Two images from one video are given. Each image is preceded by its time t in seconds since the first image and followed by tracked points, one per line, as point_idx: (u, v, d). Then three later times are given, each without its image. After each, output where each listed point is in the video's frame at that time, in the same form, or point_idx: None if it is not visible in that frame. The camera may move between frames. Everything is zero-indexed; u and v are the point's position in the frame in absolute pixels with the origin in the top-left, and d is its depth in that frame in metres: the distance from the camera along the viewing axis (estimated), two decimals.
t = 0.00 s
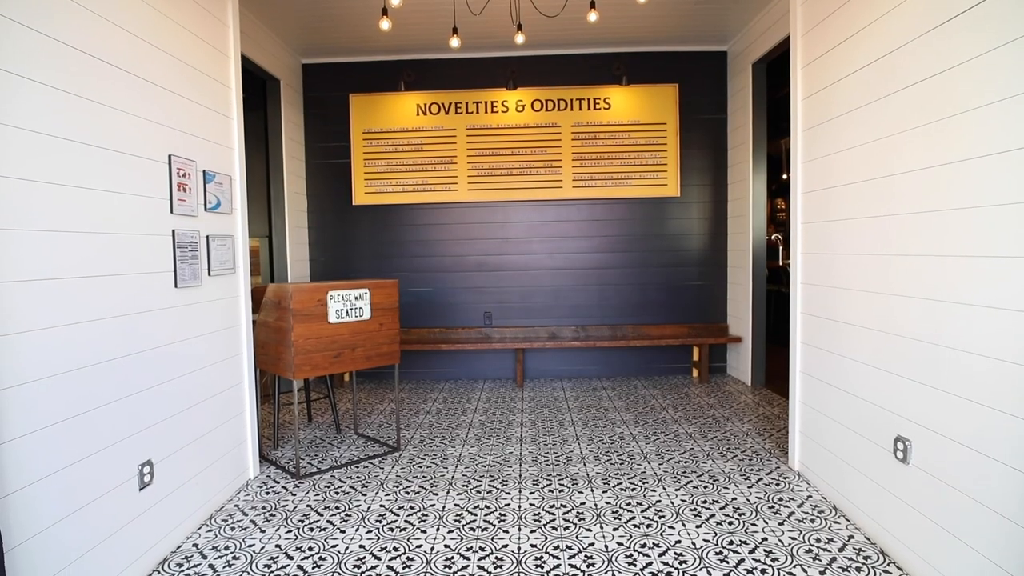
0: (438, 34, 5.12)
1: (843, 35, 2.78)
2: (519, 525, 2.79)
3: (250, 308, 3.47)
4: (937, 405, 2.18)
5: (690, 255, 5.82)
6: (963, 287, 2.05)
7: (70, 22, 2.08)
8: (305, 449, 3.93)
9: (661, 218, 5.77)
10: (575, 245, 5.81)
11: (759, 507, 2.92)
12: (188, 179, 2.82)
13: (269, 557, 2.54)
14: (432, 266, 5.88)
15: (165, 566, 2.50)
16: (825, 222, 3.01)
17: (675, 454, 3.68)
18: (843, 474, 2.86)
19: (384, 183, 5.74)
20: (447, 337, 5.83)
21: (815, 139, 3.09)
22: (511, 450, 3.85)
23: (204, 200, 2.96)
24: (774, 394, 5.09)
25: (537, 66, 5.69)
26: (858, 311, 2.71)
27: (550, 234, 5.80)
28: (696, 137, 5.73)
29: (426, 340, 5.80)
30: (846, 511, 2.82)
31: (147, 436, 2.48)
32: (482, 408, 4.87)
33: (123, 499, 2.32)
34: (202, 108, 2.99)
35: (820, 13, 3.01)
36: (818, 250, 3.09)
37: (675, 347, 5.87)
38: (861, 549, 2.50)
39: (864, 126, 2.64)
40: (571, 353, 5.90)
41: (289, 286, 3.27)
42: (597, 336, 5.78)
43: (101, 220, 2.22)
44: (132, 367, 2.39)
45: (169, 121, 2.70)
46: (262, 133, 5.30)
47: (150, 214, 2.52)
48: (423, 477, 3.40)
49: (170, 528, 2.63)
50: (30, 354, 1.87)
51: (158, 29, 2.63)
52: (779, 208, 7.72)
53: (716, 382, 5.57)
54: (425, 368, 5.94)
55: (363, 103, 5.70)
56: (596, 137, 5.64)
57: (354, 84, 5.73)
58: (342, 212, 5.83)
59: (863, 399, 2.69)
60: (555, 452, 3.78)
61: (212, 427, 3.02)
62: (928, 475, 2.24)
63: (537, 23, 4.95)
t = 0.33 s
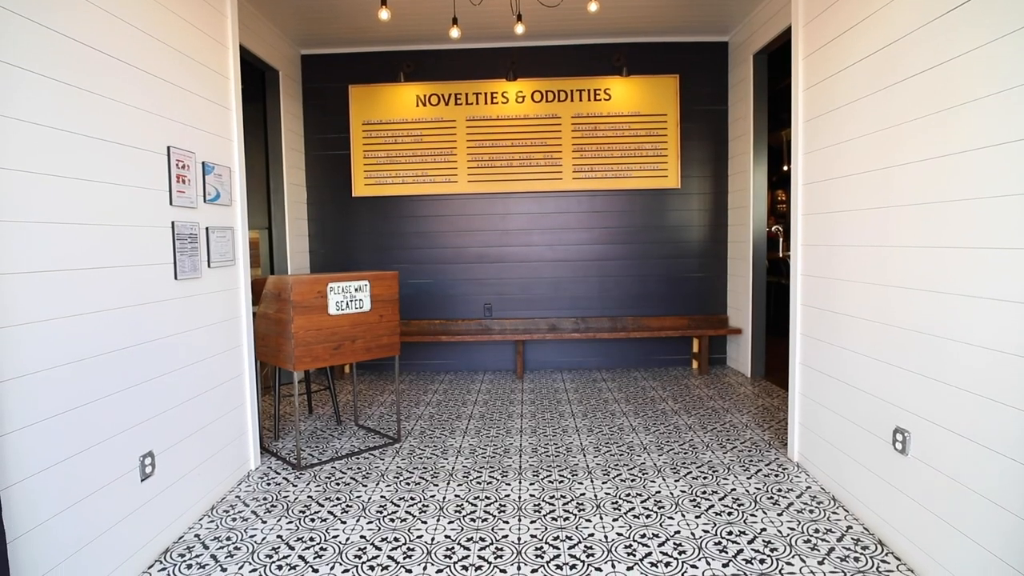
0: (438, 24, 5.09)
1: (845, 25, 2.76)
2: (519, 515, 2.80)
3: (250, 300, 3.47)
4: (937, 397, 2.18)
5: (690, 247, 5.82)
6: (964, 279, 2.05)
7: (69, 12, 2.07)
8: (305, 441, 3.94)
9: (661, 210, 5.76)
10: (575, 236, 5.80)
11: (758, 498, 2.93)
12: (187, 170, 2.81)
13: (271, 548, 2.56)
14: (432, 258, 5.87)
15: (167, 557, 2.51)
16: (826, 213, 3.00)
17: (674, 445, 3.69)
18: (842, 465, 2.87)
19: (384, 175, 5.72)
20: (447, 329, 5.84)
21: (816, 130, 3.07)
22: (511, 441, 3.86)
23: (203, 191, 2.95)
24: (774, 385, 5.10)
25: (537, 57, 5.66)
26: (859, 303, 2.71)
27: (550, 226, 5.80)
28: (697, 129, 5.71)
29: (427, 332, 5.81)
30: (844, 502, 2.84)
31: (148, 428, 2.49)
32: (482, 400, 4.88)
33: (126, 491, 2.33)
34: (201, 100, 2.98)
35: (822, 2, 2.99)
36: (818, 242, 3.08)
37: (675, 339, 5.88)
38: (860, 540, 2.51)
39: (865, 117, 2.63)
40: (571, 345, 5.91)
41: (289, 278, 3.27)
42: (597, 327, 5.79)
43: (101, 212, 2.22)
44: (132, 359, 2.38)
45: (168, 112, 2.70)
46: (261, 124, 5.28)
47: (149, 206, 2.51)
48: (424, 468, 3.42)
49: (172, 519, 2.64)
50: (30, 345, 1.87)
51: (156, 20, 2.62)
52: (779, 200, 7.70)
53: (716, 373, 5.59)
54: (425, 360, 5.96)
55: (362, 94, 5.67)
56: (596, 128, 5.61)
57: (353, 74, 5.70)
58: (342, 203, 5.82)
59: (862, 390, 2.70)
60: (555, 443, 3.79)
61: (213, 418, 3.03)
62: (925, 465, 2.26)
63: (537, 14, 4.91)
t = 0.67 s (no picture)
0: (437, 14, 5.06)
1: (847, 15, 2.74)
2: (519, 505, 2.81)
3: (250, 291, 3.46)
4: (937, 388, 2.18)
5: (690, 238, 5.81)
6: (965, 269, 2.04)
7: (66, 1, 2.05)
8: (306, 431, 3.95)
9: (661, 201, 5.75)
10: (575, 228, 5.79)
11: (757, 488, 2.94)
12: (186, 161, 2.80)
13: (272, 538, 2.57)
14: (432, 249, 5.86)
15: (169, 547, 2.53)
16: (827, 204, 2.99)
17: (674, 436, 3.71)
18: (841, 456, 2.88)
19: (384, 166, 5.70)
20: (447, 320, 5.84)
21: (817, 121, 3.06)
22: (511, 432, 3.87)
23: (201, 182, 2.94)
24: (773, 376, 5.11)
25: (537, 47, 5.62)
26: (859, 294, 2.70)
27: (550, 217, 5.78)
28: (698, 119, 5.68)
29: (427, 323, 5.82)
30: (843, 492, 2.85)
31: (149, 419, 2.49)
32: (482, 391, 4.89)
33: (127, 482, 2.34)
34: (199, 90, 2.96)
35: None
36: (819, 233, 3.08)
37: (675, 330, 5.88)
38: (858, 530, 2.53)
39: (867, 108, 2.62)
40: (571, 336, 5.92)
41: (289, 269, 3.26)
42: (597, 319, 5.79)
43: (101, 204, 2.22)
44: (132, 351, 2.38)
45: (166, 103, 2.68)
46: (260, 115, 5.26)
47: (147, 197, 2.50)
48: (424, 458, 3.43)
49: (173, 510, 2.65)
50: (29, 337, 1.86)
51: (154, 10, 2.60)
52: (779, 190, 7.69)
53: (715, 364, 5.60)
54: (425, 351, 5.96)
55: (361, 85, 5.64)
56: (596, 119, 5.59)
57: (352, 64, 5.66)
58: (341, 194, 5.80)
59: (862, 381, 2.70)
60: (555, 434, 3.81)
61: (214, 409, 3.04)
62: (924, 455, 2.27)
63: (537, 3, 4.88)
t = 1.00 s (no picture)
0: (436, 3, 5.02)
1: (849, 3, 2.72)
2: (519, 495, 2.83)
3: (250, 282, 3.46)
4: (936, 378, 2.19)
5: (690, 229, 5.80)
6: (966, 260, 2.03)
7: None
8: (306, 422, 3.97)
9: (661, 191, 5.73)
10: (575, 218, 5.78)
11: (756, 478, 2.96)
12: (185, 151, 2.79)
13: (274, 527, 2.59)
14: (432, 240, 5.85)
15: (171, 537, 2.54)
16: (827, 194, 2.98)
17: (673, 426, 3.72)
18: (839, 446, 2.90)
19: (383, 156, 5.68)
20: (447, 310, 5.85)
21: (818, 110, 3.04)
22: (511, 422, 3.89)
23: (200, 173, 2.93)
24: (773, 367, 5.12)
25: (537, 36, 5.58)
26: (859, 284, 2.70)
27: (550, 208, 5.77)
28: (698, 109, 5.65)
29: (427, 314, 5.82)
30: (841, 482, 2.87)
31: (151, 410, 2.51)
32: (482, 381, 4.91)
33: (128, 472, 2.35)
34: (197, 80, 2.94)
35: None
36: (819, 223, 3.07)
37: (674, 321, 5.88)
38: (856, 519, 2.55)
39: (868, 97, 2.61)
40: (571, 326, 5.92)
41: (289, 260, 3.25)
42: (597, 309, 5.79)
43: (101, 195, 2.22)
44: (132, 342, 2.38)
45: (164, 92, 2.67)
46: (259, 105, 5.23)
47: (147, 188, 2.50)
48: (424, 448, 3.45)
49: (176, 499, 2.67)
50: (29, 330, 1.87)
51: None
52: (779, 181, 7.67)
53: (715, 355, 5.60)
54: (425, 342, 5.97)
55: (360, 74, 5.61)
56: (596, 109, 5.56)
57: (351, 54, 5.62)
58: (341, 185, 5.78)
59: (861, 372, 2.70)
60: (555, 424, 3.82)
61: (215, 400, 3.05)
62: (923, 445, 2.27)
63: None
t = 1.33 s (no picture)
0: None
1: None
2: (519, 481, 2.85)
3: (249, 270, 3.46)
4: (935, 366, 2.19)
5: (690, 216, 5.78)
6: (967, 247, 2.03)
7: None
8: (307, 409, 3.98)
9: (662, 178, 5.71)
10: (575, 205, 5.76)
11: (755, 464, 2.98)
12: (183, 138, 2.77)
13: (276, 513, 2.61)
14: (432, 227, 5.84)
15: (174, 522, 2.56)
16: (829, 181, 2.96)
17: (672, 413, 3.73)
18: (838, 433, 2.91)
19: (382, 143, 5.65)
20: (447, 298, 5.85)
21: (820, 96, 3.02)
22: (511, 409, 3.90)
23: (199, 160, 2.91)
24: (772, 354, 5.13)
25: (537, 21, 5.52)
26: (859, 271, 2.70)
27: (550, 195, 5.75)
28: (699, 96, 5.61)
29: (427, 301, 5.82)
30: (839, 468, 2.89)
31: (153, 397, 2.52)
32: (482, 369, 4.92)
33: (131, 459, 2.36)
34: (195, 66, 2.92)
35: None
36: (821, 210, 3.05)
37: (674, 308, 5.89)
38: (854, 504, 2.57)
39: (870, 84, 2.59)
40: (571, 314, 5.93)
41: (288, 247, 3.24)
42: (597, 296, 5.79)
43: (101, 182, 2.22)
44: (133, 330, 2.39)
45: (162, 79, 2.64)
46: (257, 92, 5.19)
47: (146, 175, 2.50)
48: (425, 435, 3.46)
49: (178, 485, 2.68)
50: (28, 319, 1.86)
51: None
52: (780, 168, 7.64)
53: (715, 342, 5.61)
54: (425, 329, 5.97)
55: (359, 60, 5.56)
56: (597, 95, 5.52)
57: (349, 39, 5.57)
58: (340, 172, 5.75)
59: (861, 359, 2.71)
60: (555, 411, 3.83)
61: (215, 387, 3.06)
62: (921, 432, 2.28)
63: None
